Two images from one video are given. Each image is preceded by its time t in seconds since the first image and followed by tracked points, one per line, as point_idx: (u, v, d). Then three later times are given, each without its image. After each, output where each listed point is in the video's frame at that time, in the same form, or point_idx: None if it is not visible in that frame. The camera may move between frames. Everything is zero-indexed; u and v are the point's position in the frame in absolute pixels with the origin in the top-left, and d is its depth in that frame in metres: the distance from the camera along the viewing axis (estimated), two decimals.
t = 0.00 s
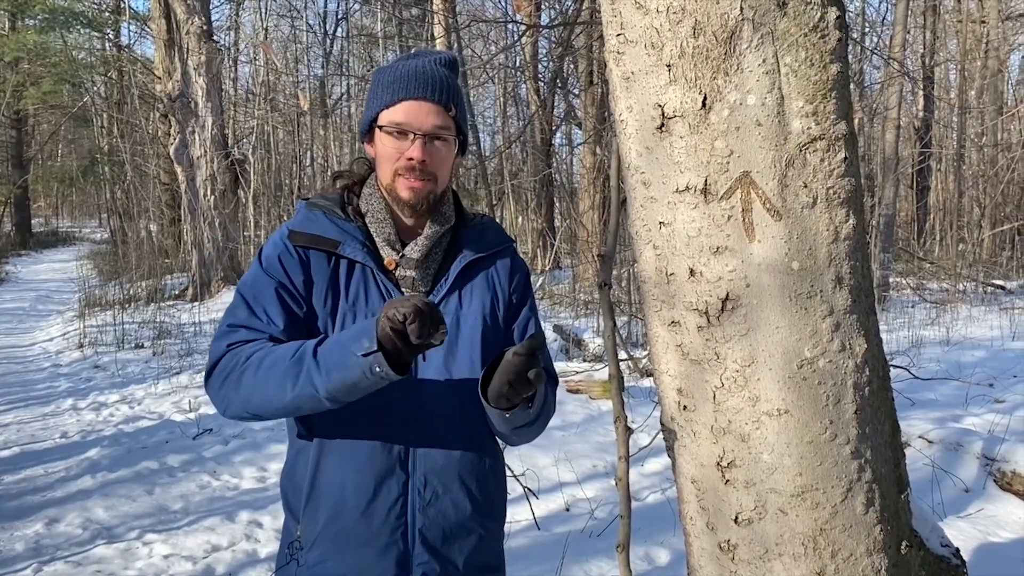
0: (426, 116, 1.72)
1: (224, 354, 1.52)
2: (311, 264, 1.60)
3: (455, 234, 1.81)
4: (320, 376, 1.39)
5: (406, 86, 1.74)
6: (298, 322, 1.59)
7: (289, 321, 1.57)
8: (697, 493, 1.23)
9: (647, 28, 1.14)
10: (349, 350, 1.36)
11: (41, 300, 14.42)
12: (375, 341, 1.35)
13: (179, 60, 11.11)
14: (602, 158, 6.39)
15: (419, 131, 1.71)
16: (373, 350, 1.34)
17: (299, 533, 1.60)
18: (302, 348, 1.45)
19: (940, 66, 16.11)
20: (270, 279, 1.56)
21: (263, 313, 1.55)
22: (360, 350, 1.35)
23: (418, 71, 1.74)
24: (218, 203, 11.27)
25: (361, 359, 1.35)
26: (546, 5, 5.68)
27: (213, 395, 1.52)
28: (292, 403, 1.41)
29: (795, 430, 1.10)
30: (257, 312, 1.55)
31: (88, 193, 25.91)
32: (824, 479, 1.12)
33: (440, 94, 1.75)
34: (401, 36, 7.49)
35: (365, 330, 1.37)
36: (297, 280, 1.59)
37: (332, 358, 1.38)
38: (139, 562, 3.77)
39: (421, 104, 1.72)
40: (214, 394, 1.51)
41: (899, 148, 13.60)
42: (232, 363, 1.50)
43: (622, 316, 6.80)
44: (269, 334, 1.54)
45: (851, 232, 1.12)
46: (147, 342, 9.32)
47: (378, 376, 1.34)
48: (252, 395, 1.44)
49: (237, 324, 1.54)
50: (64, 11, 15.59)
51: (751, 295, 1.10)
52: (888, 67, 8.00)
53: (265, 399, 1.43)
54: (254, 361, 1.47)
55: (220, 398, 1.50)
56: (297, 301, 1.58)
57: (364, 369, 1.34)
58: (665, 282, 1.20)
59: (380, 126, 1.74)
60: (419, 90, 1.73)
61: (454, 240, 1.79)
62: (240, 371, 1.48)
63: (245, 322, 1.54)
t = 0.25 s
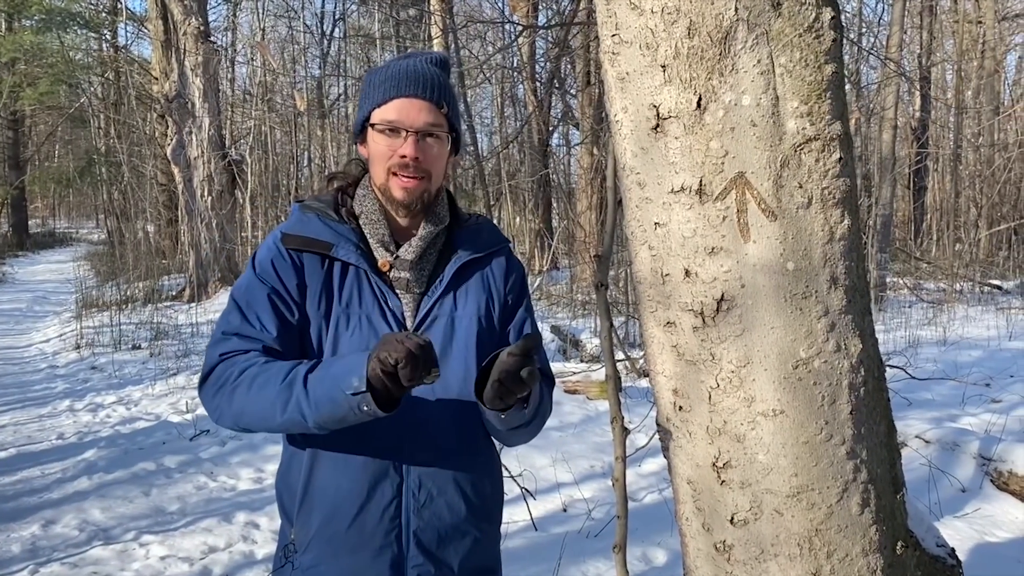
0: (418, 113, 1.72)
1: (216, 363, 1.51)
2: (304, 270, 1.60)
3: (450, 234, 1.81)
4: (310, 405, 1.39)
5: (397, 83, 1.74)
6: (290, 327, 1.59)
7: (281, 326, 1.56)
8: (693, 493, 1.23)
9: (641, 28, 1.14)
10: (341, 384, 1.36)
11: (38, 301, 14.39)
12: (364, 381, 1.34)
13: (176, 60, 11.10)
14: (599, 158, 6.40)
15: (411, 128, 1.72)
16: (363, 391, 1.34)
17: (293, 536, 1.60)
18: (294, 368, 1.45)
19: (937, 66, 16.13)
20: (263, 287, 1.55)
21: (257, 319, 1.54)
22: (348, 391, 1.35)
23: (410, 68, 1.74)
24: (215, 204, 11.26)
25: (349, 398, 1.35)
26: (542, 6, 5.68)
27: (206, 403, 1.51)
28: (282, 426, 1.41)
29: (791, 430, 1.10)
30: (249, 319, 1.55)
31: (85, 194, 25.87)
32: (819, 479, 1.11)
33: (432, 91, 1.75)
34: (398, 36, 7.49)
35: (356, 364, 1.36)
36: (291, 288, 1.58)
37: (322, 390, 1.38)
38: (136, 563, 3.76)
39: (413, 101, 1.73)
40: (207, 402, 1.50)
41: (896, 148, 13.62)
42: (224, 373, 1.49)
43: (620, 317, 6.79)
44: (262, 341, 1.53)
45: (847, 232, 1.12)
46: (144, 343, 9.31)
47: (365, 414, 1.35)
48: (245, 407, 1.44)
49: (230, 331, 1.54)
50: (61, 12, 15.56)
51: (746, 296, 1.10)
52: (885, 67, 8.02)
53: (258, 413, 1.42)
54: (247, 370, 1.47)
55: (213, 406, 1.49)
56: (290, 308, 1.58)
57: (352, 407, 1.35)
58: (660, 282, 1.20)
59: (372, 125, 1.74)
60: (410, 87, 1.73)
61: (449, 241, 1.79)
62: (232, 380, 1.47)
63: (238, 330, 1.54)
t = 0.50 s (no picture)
0: (412, 111, 1.72)
1: (220, 371, 1.51)
2: (301, 272, 1.60)
3: (445, 236, 1.80)
4: (319, 414, 1.40)
5: (391, 83, 1.74)
6: (290, 331, 1.58)
7: (281, 330, 1.56)
8: (690, 494, 1.23)
9: (637, 29, 1.13)
10: (350, 394, 1.37)
11: (35, 302, 14.36)
12: (374, 391, 1.36)
13: (172, 61, 11.09)
14: (596, 159, 6.41)
15: (405, 126, 1.71)
16: (373, 401, 1.35)
17: (289, 539, 1.60)
18: (299, 375, 1.45)
19: (934, 67, 16.16)
20: (263, 293, 1.55)
21: (257, 325, 1.54)
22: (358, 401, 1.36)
23: (403, 68, 1.74)
24: (212, 205, 11.25)
25: (361, 408, 1.36)
26: (539, 7, 5.69)
27: (211, 411, 1.51)
28: (292, 434, 1.42)
29: (787, 431, 1.10)
30: (249, 325, 1.54)
31: (82, 195, 25.80)
32: (816, 480, 1.11)
33: (425, 90, 1.75)
34: (395, 37, 7.49)
35: (364, 373, 1.37)
36: (290, 291, 1.58)
37: (331, 398, 1.38)
38: (133, 565, 3.75)
39: (407, 99, 1.73)
40: (213, 410, 1.51)
41: (893, 148, 13.64)
42: (229, 380, 1.49)
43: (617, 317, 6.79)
44: (264, 346, 1.53)
45: (843, 233, 1.12)
46: (141, 344, 9.29)
47: (375, 422, 1.37)
48: (253, 415, 1.44)
49: (230, 337, 1.53)
50: (58, 13, 15.54)
51: (743, 296, 1.10)
52: (881, 68, 8.03)
53: (267, 421, 1.43)
54: (251, 377, 1.47)
55: (219, 415, 1.49)
56: (291, 311, 1.58)
57: (362, 416, 1.37)
58: (657, 283, 1.19)
59: (366, 124, 1.74)
60: (404, 86, 1.73)
61: (444, 243, 1.78)
62: (238, 389, 1.47)
63: (238, 336, 1.53)
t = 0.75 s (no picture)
0: (412, 121, 1.69)
1: (234, 370, 1.51)
2: (305, 270, 1.60)
3: (442, 235, 1.80)
4: (352, 405, 1.41)
5: (391, 90, 1.70)
6: (297, 330, 1.59)
7: (289, 330, 1.56)
8: (689, 495, 1.23)
9: (636, 30, 1.14)
10: (387, 385, 1.40)
11: (33, 303, 14.33)
12: (419, 390, 1.39)
13: (170, 62, 11.08)
14: (594, 159, 6.41)
15: (405, 137, 1.69)
16: (417, 399, 1.38)
17: (288, 540, 1.60)
18: (321, 369, 1.46)
19: (931, 67, 16.18)
20: (275, 291, 1.56)
21: (267, 322, 1.54)
22: (396, 393, 1.39)
23: (403, 75, 1.70)
24: (210, 205, 11.24)
25: (403, 405, 1.39)
26: (537, 7, 5.69)
27: (226, 413, 1.50)
28: (321, 429, 1.42)
29: (786, 431, 1.10)
30: (260, 323, 1.54)
31: (80, 195, 25.76)
32: (815, 480, 1.11)
33: (424, 97, 1.72)
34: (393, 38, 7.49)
35: (405, 371, 1.40)
36: (299, 288, 1.59)
37: (364, 390, 1.41)
38: (131, 566, 3.74)
39: (407, 109, 1.69)
40: (230, 410, 1.49)
41: (891, 149, 13.65)
42: (244, 378, 1.48)
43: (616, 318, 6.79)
44: (276, 344, 1.53)
45: (842, 233, 1.13)
46: (139, 345, 9.28)
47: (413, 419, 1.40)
48: (279, 411, 1.44)
49: (240, 337, 1.53)
50: (55, 13, 15.53)
51: (742, 296, 1.10)
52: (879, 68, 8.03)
53: (294, 416, 1.43)
54: (269, 373, 1.47)
55: (237, 415, 1.48)
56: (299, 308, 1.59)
57: (402, 412, 1.40)
58: (656, 283, 1.19)
59: (365, 133, 1.71)
60: (404, 95, 1.70)
61: (441, 242, 1.78)
62: (257, 386, 1.47)
63: (248, 335, 1.53)
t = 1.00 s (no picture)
0: (412, 133, 1.67)
1: (227, 372, 1.49)
2: (301, 274, 1.60)
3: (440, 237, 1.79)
4: (349, 412, 1.41)
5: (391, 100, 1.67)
6: (293, 334, 1.58)
7: (286, 334, 1.56)
8: (687, 495, 1.23)
9: (634, 29, 1.14)
10: (387, 392, 1.40)
11: (30, 304, 14.32)
12: (418, 396, 1.40)
13: (168, 62, 11.08)
14: (592, 159, 6.41)
15: (405, 148, 1.67)
16: (416, 405, 1.39)
17: (288, 546, 1.60)
18: (319, 373, 1.46)
19: (929, 68, 16.20)
20: (269, 294, 1.55)
21: (262, 325, 1.53)
22: (395, 401, 1.40)
23: (404, 84, 1.67)
24: (208, 206, 11.23)
25: (402, 411, 1.40)
26: (535, 8, 5.69)
27: (216, 415, 1.49)
28: (317, 434, 1.43)
29: (784, 431, 1.10)
30: (255, 325, 1.53)
31: (78, 196, 25.73)
32: (813, 480, 1.12)
33: (424, 108, 1.70)
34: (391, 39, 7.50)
35: (404, 378, 1.41)
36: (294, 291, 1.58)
37: (363, 397, 1.41)
38: (129, 567, 3.74)
39: (407, 120, 1.67)
40: (222, 413, 1.48)
41: (888, 149, 13.66)
42: (237, 381, 1.47)
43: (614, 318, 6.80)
44: (271, 348, 1.52)
45: (839, 233, 1.12)
46: (137, 346, 9.28)
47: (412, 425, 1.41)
48: (273, 414, 1.44)
49: (235, 339, 1.52)
50: (53, 14, 15.51)
51: (740, 296, 1.10)
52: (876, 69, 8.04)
53: (289, 420, 1.43)
54: (264, 377, 1.46)
55: (228, 418, 1.48)
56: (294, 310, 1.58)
57: (401, 418, 1.40)
58: (654, 284, 1.19)
59: (364, 142, 1.69)
60: (405, 106, 1.67)
61: (439, 244, 1.78)
62: (251, 389, 1.46)
63: (242, 338, 1.52)
